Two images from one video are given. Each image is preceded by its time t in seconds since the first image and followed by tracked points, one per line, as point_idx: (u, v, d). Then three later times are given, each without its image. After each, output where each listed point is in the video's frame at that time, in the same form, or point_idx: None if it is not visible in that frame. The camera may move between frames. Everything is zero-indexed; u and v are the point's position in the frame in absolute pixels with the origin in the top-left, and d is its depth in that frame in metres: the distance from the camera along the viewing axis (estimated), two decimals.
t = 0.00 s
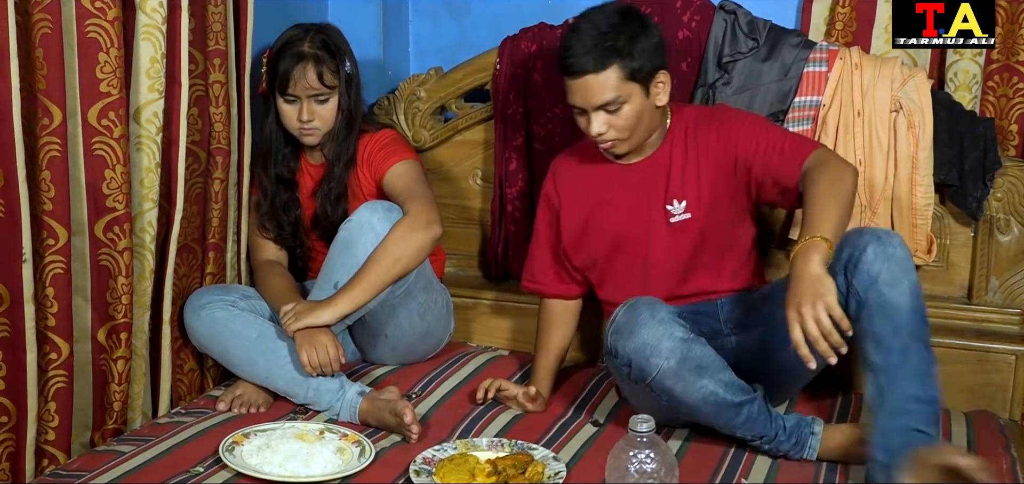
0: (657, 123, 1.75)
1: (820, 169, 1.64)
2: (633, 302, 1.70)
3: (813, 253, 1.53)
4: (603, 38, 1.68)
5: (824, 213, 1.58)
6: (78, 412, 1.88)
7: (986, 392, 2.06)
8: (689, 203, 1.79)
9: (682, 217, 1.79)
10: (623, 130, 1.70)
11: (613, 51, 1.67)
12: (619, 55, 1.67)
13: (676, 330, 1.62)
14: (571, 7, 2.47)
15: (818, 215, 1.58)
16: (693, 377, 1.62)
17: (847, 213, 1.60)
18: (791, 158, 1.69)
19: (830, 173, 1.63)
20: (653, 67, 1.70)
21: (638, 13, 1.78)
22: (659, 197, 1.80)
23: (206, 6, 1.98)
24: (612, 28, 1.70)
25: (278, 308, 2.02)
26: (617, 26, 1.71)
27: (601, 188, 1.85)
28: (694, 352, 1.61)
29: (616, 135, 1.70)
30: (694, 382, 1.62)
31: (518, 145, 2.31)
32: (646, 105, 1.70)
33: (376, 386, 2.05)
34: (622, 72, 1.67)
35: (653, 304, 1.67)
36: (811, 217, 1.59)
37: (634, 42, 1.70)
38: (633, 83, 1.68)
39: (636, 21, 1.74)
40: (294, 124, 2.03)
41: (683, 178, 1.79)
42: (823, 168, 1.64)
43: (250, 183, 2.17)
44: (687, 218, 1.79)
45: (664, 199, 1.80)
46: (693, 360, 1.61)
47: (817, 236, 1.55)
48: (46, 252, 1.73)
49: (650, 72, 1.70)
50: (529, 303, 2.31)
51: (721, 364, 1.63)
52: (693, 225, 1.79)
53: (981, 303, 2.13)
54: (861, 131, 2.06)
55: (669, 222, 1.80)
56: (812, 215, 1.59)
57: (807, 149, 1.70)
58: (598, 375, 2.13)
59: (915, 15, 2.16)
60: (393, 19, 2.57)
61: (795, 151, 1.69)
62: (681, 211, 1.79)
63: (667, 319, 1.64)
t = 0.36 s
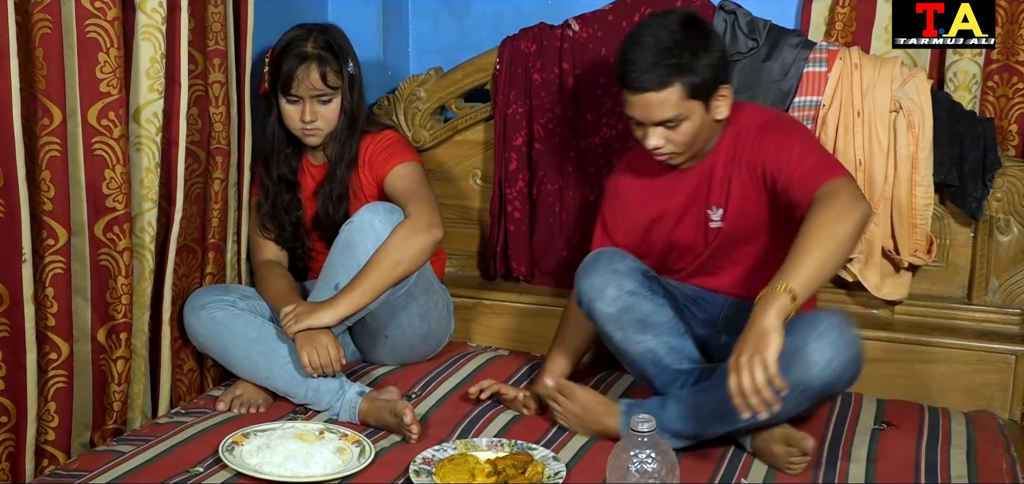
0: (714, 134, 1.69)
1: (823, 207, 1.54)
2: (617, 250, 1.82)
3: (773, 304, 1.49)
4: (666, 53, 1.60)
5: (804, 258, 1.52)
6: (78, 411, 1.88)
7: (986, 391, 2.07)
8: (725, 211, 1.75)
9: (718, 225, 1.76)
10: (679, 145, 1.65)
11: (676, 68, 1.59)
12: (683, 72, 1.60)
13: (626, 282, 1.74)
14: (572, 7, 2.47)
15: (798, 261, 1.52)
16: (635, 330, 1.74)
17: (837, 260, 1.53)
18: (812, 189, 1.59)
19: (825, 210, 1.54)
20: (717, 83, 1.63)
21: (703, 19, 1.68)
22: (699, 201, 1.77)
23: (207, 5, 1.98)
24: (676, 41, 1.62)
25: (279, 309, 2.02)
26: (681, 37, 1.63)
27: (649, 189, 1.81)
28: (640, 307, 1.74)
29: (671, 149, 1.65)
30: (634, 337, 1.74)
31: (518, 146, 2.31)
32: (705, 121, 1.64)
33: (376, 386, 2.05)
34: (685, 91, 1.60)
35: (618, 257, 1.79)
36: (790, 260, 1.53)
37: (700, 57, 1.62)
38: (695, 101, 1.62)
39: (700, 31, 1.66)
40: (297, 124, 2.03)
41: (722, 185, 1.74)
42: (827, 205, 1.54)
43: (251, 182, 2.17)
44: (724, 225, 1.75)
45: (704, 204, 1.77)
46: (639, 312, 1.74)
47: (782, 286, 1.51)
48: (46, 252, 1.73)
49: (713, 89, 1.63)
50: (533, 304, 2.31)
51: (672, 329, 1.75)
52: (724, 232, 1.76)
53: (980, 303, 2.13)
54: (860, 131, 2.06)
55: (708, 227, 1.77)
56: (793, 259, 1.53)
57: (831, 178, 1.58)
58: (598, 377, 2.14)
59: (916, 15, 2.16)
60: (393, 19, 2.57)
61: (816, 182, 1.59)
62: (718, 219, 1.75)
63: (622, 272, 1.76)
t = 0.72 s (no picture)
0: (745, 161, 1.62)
1: (817, 330, 1.54)
2: (569, 306, 1.90)
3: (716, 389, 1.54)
4: (705, 72, 1.52)
5: (779, 367, 1.54)
6: (82, 411, 1.88)
7: (991, 392, 2.08)
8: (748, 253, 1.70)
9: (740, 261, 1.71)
10: (705, 168, 1.58)
11: (713, 89, 1.51)
12: (718, 95, 1.51)
13: (569, 345, 1.82)
14: (576, 7, 2.47)
15: (772, 365, 1.54)
16: (593, 385, 1.78)
17: (813, 380, 1.55)
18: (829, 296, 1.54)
19: (820, 326, 1.54)
20: (754, 110, 1.55)
21: (756, 34, 1.58)
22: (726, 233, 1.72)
23: (211, 6, 1.98)
24: (719, 60, 1.53)
25: (283, 309, 2.02)
26: (725, 55, 1.54)
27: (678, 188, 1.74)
28: (592, 361, 1.78)
29: (695, 169, 1.58)
30: (595, 391, 1.78)
31: (522, 146, 2.30)
32: (735, 149, 1.56)
33: (380, 386, 2.05)
34: (717, 115, 1.52)
35: (562, 315, 1.87)
36: (769, 357, 1.55)
37: (741, 80, 1.53)
38: (726, 127, 1.54)
39: (749, 48, 1.56)
40: (303, 125, 2.04)
41: (750, 225, 1.68)
42: (822, 331, 1.54)
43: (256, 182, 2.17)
44: (741, 265, 1.71)
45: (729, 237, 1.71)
46: (594, 365, 1.78)
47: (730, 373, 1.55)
48: (51, 252, 1.73)
49: (749, 116, 1.54)
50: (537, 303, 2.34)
51: (630, 374, 1.75)
52: (745, 270, 1.72)
53: (985, 303, 2.13)
54: (865, 132, 2.07)
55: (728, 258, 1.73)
56: (768, 362, 1.55)
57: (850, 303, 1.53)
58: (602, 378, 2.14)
59: (915, 15, 2.15)
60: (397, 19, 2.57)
61: (837, 293, 1.54)
62: (740, 257, 1.71)
63: (567, 332, 1.83)
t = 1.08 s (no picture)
0: (718, 181, 1.63)
1: (713, 369, 1.56)
2: (567, 314, 1.91)
3: (609, 436, 1.58)
4: (678, 98, 1.52)
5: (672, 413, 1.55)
6: (89, 410, 1.89)
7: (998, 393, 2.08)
8: (717, 271, 1.74)
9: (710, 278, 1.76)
10: (678, 189, 1.60)
11: (685, 115, 1.51)
12: (692, 121, 1.52)
13: (568, 352, 1.83)
14: (582, 7, 2.47)
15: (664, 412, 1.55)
16: (593, 391, 1.79)
17: (711, 416, 1.57)
18: (747, 324, 1.56)
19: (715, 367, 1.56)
20: (728, 135, 1.55)
21: (732, 57, 1.58)
22: (699, 251, 1.76)
23: (218, 5, 1.99)
24: (693, 85, 1.53)
25: (289, 309, 2.02)
26: (699, 80, 1.54)
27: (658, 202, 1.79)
28: (592, 366, 1.79)
29: (668, 191, 1.60)
30: (596, 397, 1.79)
31: (528, 146, 2.30)
32: (708, 172, 1.58)
33: (386, 386, 2.05)
34: (689, 141, 1.53)
35: (558, 324, 1.87)
36: (666, 404, 1.56)
37: (714, 106, 1.53)
38: (700, 152, 1.54)
39: (723, 73, 1.56)
40: (310, 125, 2.04)
41: (720, 246, 1.72)
42: (719, 369, 1.55)
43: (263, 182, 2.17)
44: (709, 282, 1.76)
45: (701, 255, 1.76)
46: (594, 371, 1.79)
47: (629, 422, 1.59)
48: (57, 251, 1.74)
49: (722, 141, 1.55)
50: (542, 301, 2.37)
51: (630, 378, 1.76)
52: (717, 287, 1.76)
53: (992, 304, 2.12)
54: (872, 132, 2.06)
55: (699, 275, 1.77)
56: (662, 406, 1.56)
57: (771, 333, 1.54)
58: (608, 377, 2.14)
59: (915, 14, 2.16)
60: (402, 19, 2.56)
61: (759, 322, 1.55)
62: (709, 274, 1.75)
63: (564, 340, 1.84)
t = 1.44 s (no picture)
0: (713, 177, 1.63)
1: (700, 371, 1.57)
2: (569, 318, 1.91)
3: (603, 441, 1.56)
4: (669, 91, 1.53)
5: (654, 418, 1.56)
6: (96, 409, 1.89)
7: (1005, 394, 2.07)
8: (713, 272, 1.74)
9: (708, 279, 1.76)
10: (673, 185, 1.59)
11: (677, 108, 1.52)
12: (683, 113, 1.52)
13: (571, 354, 1.83)
14: (589, 7, 2.47)
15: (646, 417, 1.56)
16: (598, 393, 1.78)
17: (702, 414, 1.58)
18: (733, 326, 1.58)
19: (694, 375, 1.57)
20: (719, 128, 1.55)
21: (722, 51, 1.59)
22: (695, 252, 1.76)
23: (225, 5, 1.99)
24: (683, 78, 1.54)
25: (295, 308, 2.02)
26: (690, 74, 1.54)
27: (654, 203, 1.79)
28: (596, 367, 1.79)
29: (663, 186, 1.59)
30: (601, 398, 1.79)
31: (534, 146, 2.30)
32: (701, 166, 1.57)
33: (392, 386, 2.05)
34: (681, 134, 1.53)
35: (562, 327, 1.88)
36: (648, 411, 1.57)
37: (705, 99, 1.54)
38: (692, 145, 1.54)
39: (714, 66, 1.57)
40: (315, 125, 2.04)
41: (716, 247, 1.72)
42: (706, 370, 1.57)
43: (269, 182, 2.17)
44: (707, 282, 1.76)
45: (698, 256, 1.76)
46: (599, 372, 1.79)
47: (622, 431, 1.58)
48: (65, 250, 1.74)
49: (714, 134, 1.55)
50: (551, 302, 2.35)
51: (635, 379, 1.77)
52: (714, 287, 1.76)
53: (1000, 305, 2.12)
54: (878, 132, 2.06)
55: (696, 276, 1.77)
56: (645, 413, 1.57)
57: (757, 335, 1.57)
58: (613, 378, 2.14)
59: (916, 15, 2.15)
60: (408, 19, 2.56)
61: (745, 325, 1.57)
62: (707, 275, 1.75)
63: (567, 343, 1.85)
